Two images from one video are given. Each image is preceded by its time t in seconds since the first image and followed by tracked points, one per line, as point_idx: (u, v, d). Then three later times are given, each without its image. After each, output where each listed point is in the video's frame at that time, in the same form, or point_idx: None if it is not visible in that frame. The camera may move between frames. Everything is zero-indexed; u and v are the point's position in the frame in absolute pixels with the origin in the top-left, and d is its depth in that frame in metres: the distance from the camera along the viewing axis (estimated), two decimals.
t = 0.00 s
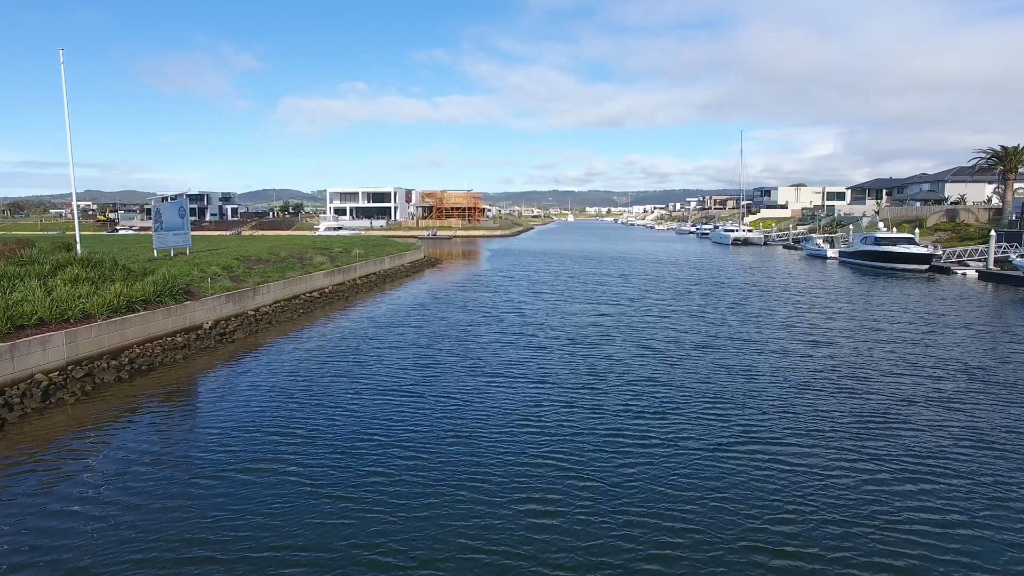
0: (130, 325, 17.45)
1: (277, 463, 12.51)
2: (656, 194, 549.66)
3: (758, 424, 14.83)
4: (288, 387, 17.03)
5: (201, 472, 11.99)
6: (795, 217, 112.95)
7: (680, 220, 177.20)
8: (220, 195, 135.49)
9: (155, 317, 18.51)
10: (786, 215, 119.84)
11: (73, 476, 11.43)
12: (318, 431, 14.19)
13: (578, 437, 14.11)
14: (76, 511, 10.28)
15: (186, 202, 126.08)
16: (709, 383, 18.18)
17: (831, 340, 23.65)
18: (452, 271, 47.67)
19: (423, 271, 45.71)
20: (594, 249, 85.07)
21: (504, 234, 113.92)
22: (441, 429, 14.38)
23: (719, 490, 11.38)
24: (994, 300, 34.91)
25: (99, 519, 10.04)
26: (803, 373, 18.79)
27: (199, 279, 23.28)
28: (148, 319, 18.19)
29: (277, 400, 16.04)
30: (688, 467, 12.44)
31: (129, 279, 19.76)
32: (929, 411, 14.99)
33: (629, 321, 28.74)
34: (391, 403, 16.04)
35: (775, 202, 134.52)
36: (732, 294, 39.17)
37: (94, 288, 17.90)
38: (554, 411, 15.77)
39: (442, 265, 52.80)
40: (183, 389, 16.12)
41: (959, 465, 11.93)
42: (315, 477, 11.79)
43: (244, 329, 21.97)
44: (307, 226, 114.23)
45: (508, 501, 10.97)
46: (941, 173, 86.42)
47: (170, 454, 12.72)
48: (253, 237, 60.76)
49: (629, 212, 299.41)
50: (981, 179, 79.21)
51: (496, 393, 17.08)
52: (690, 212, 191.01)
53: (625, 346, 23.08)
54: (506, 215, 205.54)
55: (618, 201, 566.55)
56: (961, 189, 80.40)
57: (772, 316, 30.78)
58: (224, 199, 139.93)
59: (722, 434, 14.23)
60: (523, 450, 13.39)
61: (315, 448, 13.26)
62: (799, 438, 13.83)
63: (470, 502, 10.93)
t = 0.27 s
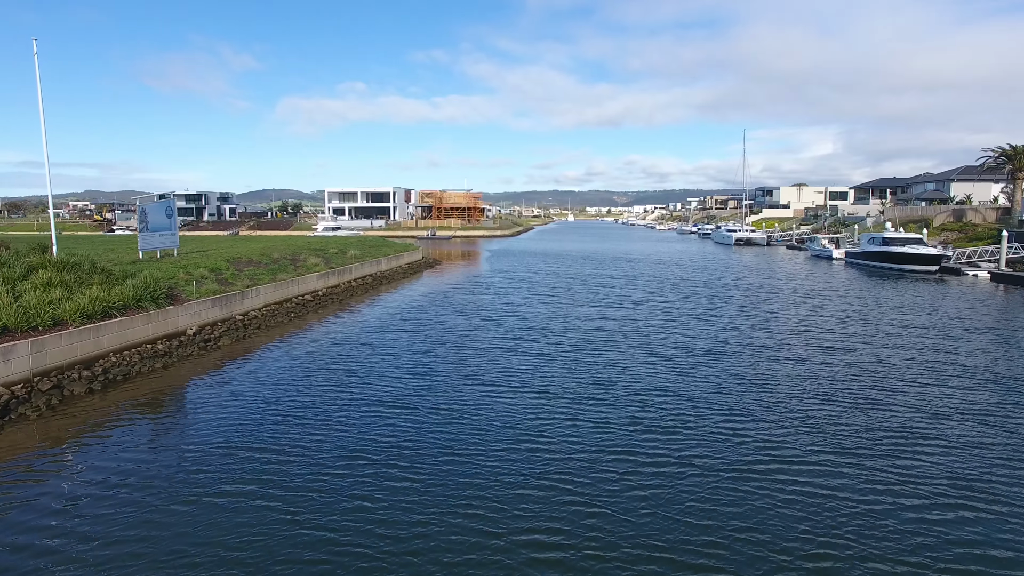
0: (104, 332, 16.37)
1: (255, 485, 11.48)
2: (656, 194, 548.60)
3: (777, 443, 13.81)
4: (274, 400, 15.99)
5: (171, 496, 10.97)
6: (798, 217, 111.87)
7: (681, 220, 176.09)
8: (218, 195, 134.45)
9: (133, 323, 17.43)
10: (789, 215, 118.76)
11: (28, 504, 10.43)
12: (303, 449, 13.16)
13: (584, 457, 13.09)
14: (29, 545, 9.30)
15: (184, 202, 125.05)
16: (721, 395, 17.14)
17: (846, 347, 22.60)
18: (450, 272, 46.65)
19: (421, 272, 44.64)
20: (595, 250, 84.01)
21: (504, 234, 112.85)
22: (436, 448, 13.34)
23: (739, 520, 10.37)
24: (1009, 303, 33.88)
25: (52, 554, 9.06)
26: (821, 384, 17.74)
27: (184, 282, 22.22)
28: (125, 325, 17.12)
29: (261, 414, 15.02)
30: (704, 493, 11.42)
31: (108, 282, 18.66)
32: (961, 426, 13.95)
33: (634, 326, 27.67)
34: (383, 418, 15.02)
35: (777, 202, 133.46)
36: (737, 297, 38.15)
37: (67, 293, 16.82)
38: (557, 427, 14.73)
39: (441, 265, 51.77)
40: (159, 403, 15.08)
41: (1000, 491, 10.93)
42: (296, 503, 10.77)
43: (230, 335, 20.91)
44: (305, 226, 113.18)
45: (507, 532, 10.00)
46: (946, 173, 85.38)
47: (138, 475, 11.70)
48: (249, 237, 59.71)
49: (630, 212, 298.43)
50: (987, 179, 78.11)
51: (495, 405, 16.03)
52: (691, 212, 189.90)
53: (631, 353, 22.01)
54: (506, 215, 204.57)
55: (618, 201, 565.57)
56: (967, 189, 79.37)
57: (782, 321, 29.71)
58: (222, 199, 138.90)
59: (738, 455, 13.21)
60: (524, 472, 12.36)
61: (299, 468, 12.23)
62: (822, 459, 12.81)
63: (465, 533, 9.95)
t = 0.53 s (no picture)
0: (77, 339, 15.39)
1: (231, 509, 10.57)
2: (656, 194, 547.49)
3: (795, 463, 12.89)
4: (259, 413, 15.08)
5: (138, 521, 10.09)
6: (801, 217, 110.81)
7: (682, 221, 175.02)
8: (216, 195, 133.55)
9: (110, 329, 16.47)
10: (792, 216, 117.69)
11: None
12: (286, 469, 12.25)
13: (588, 478, 12.18)
14: None
15: (182, 202, 124.21)
16: (734, 408, 16.22)
17: (862, 356, 21.61)
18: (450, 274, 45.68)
19: (420, 274, 43.66)
20: (596, 250, 82.96)
21: (505, 235, 111.85)
22: (430, 468, 12.43)
23: (759, 553, 9.48)
24: None
25: None
26: (839, 396, 16.78)
27: (169, 285, 21.24)
28: (101, 332, 16.16)
29: (244, 429, 14.11)
30: (719, 521, 10.52)
31: (85, 286, 17.71)
32: (995, 447, 13.00)
33: (639, 331, 26.69)
34: (375, 435, 14.11)
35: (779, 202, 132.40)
36: (744, 299, 37.16)
37: (39, 299, 15.88)
38: (560, 444, 13.82)
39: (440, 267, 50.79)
40: (133, 417, 14.15)
41: None
42: (275, 530, 9.88)
43: (216, 341, 19.95)
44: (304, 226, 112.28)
45: (507, 568, 9.07)
46: (952, 172, 84.34)
47: (105, 498, 10.80)
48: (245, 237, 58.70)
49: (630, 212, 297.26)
50: (994, 179, 77.03)
51: (494, 421, 15.11)
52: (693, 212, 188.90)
53: (637, 361, 21.05)
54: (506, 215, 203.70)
55: (618, 201, 564.46)
56: (974, 188, 78.30)
57: (792, 326, 28.72)
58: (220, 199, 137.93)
59: (755, 476, 12.28)
60: (524, 495, 11.45)
61: (281, 490, 11.32)
62: (846, 481, 11.89)
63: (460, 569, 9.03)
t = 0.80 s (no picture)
0: (47, 348, 14.46)
1: (205, 548, 9.78)
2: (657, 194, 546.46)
3: (814, 489, 12.06)
4: (242, 430, 14.22)
5: (102, 565, 9.28)
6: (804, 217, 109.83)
7: (684, 220, 174.02)
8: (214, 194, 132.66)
9: (85, 337, 15.53)
10: (794, 215, 116.73)
11: None
12: (268, 498, 11.44)
13: (592, 508, 11.37)
14: None
15: (179, 202, 123.17)
16: (745, 421, 15.35)
17: (877, 367, 20.73)
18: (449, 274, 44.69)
19: (418, 275, 42.69)
20: (598, 250, 81.98)
21: (505, 235, 110.73)
22: (423, 498, 11.62)
23: None
24: None
25: None
26: (857, 410, 15.90)
27: (152, 288, 20.28)
28: (75, 340, 15.25)
29: (226, 448, 13.28)
30: (732, 559, 9.73)
31: (60, 289, 16.74)
32: None
33: (643, 336, 25.80)
34: (364, 457, 13.30)
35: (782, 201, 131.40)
36: (751, 302, 36.21)
37: (7, 305, 14.94)
38: (563, 467, 13.00)
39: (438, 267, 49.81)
40: (105, 433, 13.24)
41: None
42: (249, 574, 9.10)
43: (201, 347, 19.01)
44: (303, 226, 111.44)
45: None
46: (957, 172, 83.30)
47: (67, 534, 9.98)
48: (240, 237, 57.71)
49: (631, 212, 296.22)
50: (1001, 179, 76.02)
51: (493, 441, 14.28)
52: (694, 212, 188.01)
53: (643, 371, 20.19)
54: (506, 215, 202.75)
55: (618, 201, 563.44)
56: (980, 188, 77.27)
57: (802, 330, 27.80)
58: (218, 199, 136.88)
59: (770, 505, 11.47)
60: (524, 529, 10.64)
61: (260, 525, 10.51)
62: (869, 514, 11.07)
63: None
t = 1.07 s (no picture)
0: (16, 357, 13.74)
1: None
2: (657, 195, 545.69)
3: (828, 528, 11.45)
4: (227, 443, 13.46)
5: None
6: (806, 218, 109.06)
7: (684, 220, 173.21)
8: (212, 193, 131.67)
9: (59, 344, 14.78)
10: (796, 216, 115.92)
11: None
12: (252, 519, 10.69)
13: (597, 542, 10.70)
14: None
15: (177, 203, 122.29)
16: (753, 449, 14.79)
17: (889, 381, 20.04)
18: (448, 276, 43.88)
19: (416, 277, 41.89)
20: (599, 251, 81.15)
21: (505, 236, 109.93)
22: (417, 524, 10.90)
23: None
24: None
25: None
26: (869, 440, 15.32)
27: (135, 292, 19.52)
28: (48, 347, 14.51)
29: (207, 464, 12.55)
30: None
31: (34, 295, 16.04)
32: None
33: (647, 342, 25.04)
34: (354, 474, 12.59)
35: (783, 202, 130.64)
36: (755, 305, 35.45)
37: None
38: (565, 493, 12.33)
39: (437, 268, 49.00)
40: (76, 448, 12.49)
41: None
42: None
43: (185, 354, 18.26)
44: (301, 226, 110.50)
45: None
46: (962, 172, 82.54)
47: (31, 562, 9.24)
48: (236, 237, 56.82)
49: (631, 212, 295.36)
50: (1006, 179, 75.24)
51: (491, 461, 13.54)
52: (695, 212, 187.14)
53: (647, 383, 19.47)
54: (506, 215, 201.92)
55: (618, 201, 562.66)
56: (984, 188, 76.52)
57: (810, 335, 27.04)
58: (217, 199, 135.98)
59: (783, 544, 10.85)
60: (524, 564, 9.96)
61: (242, 551, 9.78)
62: (887, 560, 10.49)
63: None
